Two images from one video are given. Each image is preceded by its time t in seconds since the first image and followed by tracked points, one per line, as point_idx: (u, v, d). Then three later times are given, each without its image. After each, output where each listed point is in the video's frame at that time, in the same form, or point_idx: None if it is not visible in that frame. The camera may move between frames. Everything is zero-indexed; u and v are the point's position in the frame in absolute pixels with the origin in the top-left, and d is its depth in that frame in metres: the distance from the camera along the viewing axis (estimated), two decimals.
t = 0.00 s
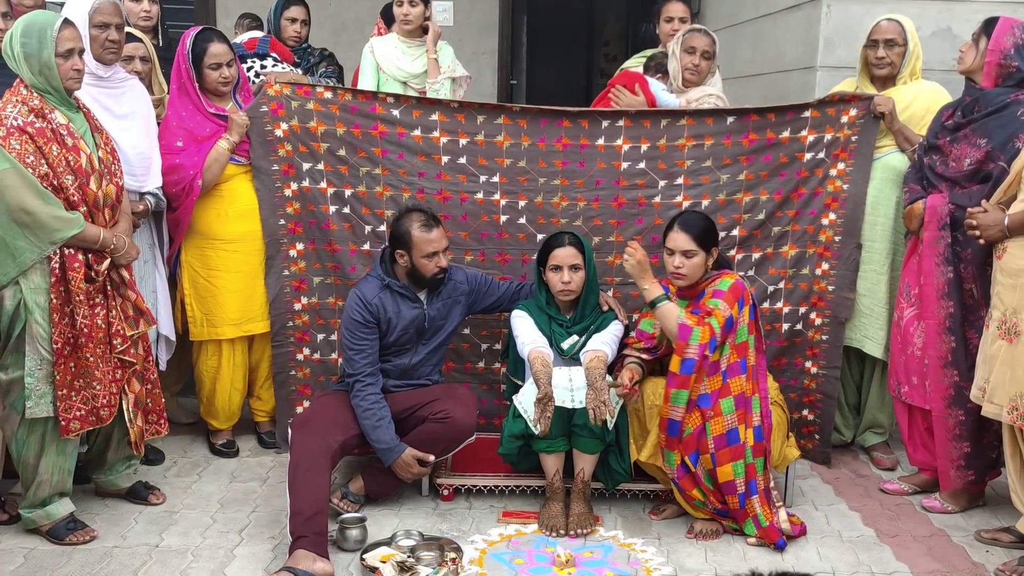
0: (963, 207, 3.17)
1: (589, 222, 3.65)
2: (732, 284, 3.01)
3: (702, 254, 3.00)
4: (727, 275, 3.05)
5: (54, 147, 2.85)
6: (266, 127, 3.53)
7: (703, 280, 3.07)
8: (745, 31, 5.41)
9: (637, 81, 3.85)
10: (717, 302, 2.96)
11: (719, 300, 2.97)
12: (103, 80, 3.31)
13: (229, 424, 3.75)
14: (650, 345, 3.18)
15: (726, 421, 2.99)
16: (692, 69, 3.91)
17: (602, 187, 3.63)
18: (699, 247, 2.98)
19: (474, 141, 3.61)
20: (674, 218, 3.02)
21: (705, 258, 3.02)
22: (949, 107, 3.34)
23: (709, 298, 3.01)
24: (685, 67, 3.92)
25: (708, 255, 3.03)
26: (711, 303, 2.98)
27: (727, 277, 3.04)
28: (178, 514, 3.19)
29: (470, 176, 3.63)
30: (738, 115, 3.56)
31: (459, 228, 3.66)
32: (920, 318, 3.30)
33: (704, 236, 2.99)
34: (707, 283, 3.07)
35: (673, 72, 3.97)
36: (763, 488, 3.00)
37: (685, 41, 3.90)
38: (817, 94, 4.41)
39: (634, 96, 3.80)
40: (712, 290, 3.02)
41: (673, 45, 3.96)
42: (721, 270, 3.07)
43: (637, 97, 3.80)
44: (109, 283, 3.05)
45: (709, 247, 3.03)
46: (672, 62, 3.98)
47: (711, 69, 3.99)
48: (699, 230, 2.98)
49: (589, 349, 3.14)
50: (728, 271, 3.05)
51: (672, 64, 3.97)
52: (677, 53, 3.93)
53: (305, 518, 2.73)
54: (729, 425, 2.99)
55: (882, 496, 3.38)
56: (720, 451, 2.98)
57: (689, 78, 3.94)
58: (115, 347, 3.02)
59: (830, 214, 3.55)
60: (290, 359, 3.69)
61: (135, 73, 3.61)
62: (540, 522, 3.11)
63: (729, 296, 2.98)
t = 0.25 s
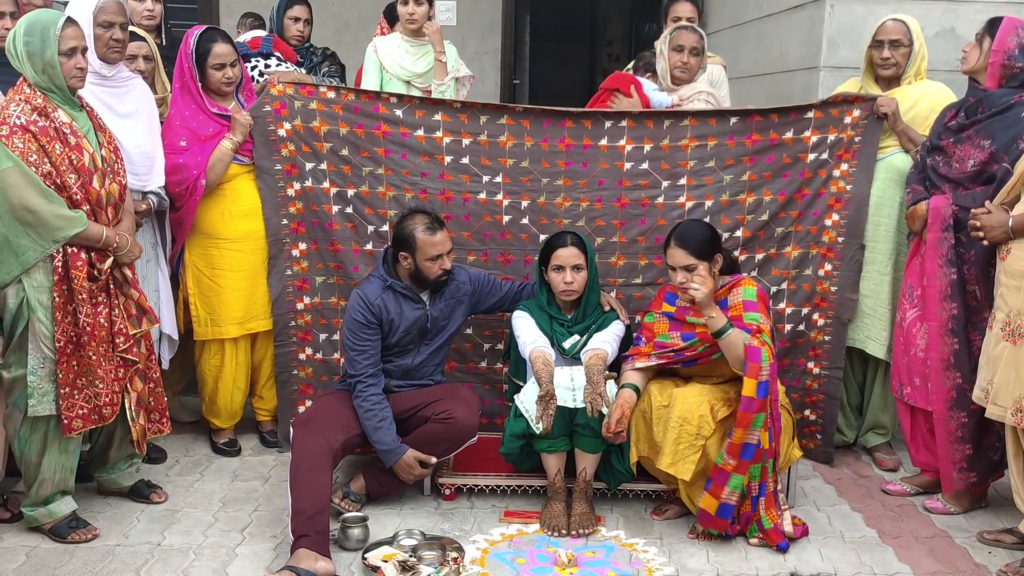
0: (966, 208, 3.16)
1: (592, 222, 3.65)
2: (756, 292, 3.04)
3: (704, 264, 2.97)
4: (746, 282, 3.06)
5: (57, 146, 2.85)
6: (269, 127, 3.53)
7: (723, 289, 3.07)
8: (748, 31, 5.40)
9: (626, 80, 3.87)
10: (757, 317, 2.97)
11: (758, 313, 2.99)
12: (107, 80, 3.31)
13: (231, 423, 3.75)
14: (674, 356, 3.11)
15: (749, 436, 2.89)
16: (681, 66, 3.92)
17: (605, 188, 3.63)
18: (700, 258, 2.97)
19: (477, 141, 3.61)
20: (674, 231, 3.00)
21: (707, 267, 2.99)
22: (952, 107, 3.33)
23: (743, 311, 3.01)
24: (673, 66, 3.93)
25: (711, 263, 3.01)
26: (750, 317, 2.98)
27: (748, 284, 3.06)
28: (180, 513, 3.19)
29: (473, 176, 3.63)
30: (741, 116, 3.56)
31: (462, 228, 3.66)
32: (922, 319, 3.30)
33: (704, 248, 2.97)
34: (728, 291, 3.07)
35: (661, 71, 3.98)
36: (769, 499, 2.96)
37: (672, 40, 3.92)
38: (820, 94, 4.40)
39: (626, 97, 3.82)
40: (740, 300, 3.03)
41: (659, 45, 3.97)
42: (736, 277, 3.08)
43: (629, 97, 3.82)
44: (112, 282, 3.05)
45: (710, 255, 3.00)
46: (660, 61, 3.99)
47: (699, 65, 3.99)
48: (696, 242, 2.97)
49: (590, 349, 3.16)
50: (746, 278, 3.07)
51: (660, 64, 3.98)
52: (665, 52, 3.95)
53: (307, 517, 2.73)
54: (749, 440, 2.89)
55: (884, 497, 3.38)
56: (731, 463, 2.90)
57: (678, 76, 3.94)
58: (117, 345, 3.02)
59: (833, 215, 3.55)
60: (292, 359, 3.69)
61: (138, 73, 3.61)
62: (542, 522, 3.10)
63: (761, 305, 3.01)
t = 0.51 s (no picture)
0: (969, 209, 3.16)
1: (594, 222, 3.65)
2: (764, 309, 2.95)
3: (705, 291, 2.88)
4: (752, 300, 2.98)
5: (60, 145, 2.85)
6: (272, 126, 3.53)
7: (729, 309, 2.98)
8: (751, 31, 5.40)
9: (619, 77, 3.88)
10: (770, 341, 2.90)
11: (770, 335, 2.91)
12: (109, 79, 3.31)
13: (234, 422, 3.76)
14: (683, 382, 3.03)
15: (795, 465, 2.84)
16: (670, 65, 3.95)
17: (608, 187, 3.63)
18: (702, 285, 2.86)
19: (480, 141, 3.60)
20: (674, 258, 2.89)
21: (709, 293, 2.89)
22: (954, 107, 3.32)
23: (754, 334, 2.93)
24: (661, 64, 3.97)
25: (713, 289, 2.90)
26: (763, 341, 2.90)
27: (755, 302, 2.97)
28: (182, 511, 3.19)
29: (475, 175, 3.63)
30: (745, 116, 3.56)
31: (464, 227, 3.66)
32: (924, 320, 3.29)
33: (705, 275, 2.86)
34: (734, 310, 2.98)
35: (650, 70, 4.01)
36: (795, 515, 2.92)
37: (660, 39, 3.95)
38: (823, 94, 4.40)
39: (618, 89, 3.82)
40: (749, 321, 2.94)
41: (647, 44, 4.01)
42: (741, 295, 2.99)
43: (621, 89, 3.83)
44: (115, 281, 3.05)
45: (712, 281, 2.89)
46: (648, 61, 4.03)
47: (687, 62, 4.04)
48: (696, 268, 2.86)
49: (590, 347, 3.14)
50: (751, 295, 2.98)
51: (648, 63, 4.02)
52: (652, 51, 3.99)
53: (309, 516, 2.74)
54: (795, 470, 2.84)
55: (886, 497, 3.37)
56: (788, 497, 2.83)
57: (667, 74, 3.97)
58: (120, 344, 3.02)
59: (836, 215, 3.55)
60: (295, 358, 3.69)
61: (141, 71, 3.61)
62: (544, 522, 3.10)
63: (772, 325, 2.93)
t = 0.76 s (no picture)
0: (971, 208, 3.15)
1: (597, 222, 3.65)
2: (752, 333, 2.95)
3: (694, 334, 2.85)
4: (738, 325, 2.97)
5: (63, 146, 2.85)
6: (275, 126, 3.54)
7: (718, 336, 2.96)
8: (754, 30, 5.40)
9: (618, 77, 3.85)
10: (762, 366, 2.90)
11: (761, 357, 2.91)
12: (112, 79, 3.30)
13: (236, 422, 3.76)
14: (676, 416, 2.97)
15: (807, 475, 2.81)
16: (661, 64, 3.99)
17: (610, 188, 3.63)
18: (691, 329, 2.83)
19: (482, 141, 3.60)
20: (662, 299, 2.84)
21: (698, 336, 2.86)
22: (957, 107, 3.32)
23: (745, 359, 2.92)
24: (654, 63, 3.99)
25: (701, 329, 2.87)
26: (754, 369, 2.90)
27: (741, 326, 2.97)
28: (184, 511, 3.19)
29: (478, 175, 3.63)
30: (748, 116, 3.55)
31: (467, 228, 3.66)
32: (927, 320, 3.29)
33: (694, 319, 2.81)
34: (722, 337, 2.97)
35: (641, 70, 4.03)
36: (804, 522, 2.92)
37: (651, 38, 3.96)
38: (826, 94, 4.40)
39: (620, 87, 3.80)
40: (740, 347, 2.93)
41: (637, 44, 4.02)
42: (727, 321, 2.97)
43: (622, 87, 3.81)
44: (118, 281, 3.06)
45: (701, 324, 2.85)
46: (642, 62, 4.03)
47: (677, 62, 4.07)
48: (685, 313, 2.81)
49: (592, 348, 3.12)
50: (736, 319, 2.97)
51: (639, 63, 4.03)
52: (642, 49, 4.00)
53: (311, 516, 2.74)
54: (807, 480, 2.81)
55: (889, 497, 3.37)
56: (801, 510, 2.81)
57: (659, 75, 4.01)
58: (123, 344, 3.03)
59: (839, 216, 3.55)
60: (297, 358, 3.70)
61: (143, 72, 3.62)
62: (546, 522, 3.10)
63: (761, 347, 2.93)
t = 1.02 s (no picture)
0: (974, 208, 3.15)
1: (600, 222, 3.65)
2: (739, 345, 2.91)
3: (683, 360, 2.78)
4: (724, 339, 2.92)
5: (68, 146, 2.86)
6: (278, 126, 3.54)
7: (705, 352, 2.91)
8: (756, 30, 5.39)
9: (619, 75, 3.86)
10: (751, 380, 2.87)
11: (749, 370, 2.88)
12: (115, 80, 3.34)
13: (239, 421, 3.77)
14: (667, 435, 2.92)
15: (794, 455, 2.82)
16: (658, 63, 3.98)
17: (613, 188, 3.63)
18: (680, 357, 2.75)
19: (485, 141, 3.61)
20: (650, 329, 2.75)
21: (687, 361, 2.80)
22: (960, 107, 3.32)
23: (735, 374, 2.88)
24: (650, 62, 3.99)
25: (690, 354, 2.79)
26: (742, 380, 2.87)
27: (728, 340, 2.92)
28: (187, 510, 3.20)
29: (481, 175, 3.63)
30: (751, 116, 3.55)
31: (469, 228, 3.66)
32: (929, 320, 3.29)
33: (684, 346, 2.74)
34: (710, 353, 2.92)
35: (637, 69, 4.01)
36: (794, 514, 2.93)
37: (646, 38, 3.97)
38: (828, 93, 4.39)
39: (622, 85, 3.83)
40: (729, 362, 2.89)
41: (632, 44, 4.01)
42: (713, 337, 2.93)
43: (624, 84, 3.84)
44: (122, 281, 3.06)
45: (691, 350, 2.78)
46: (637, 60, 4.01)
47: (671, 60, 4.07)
48: (675, 341, 2.73)
49: (593, 348, 3.12)
50: (721, 334, 2.93)
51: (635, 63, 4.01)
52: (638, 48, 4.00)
53: (314, 515, 2.74)
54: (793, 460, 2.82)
55: (892, 497, 3.37)
56: (783, 489, 2.81)
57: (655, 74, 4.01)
58: (127, 344, 3.03)
59: (842, 216, 3.55)
60: (300, 358, 3.70)
61: (146, 71, 3.62)
62: (548, 521, 3.11)
63: (749, 361, 2.89)
